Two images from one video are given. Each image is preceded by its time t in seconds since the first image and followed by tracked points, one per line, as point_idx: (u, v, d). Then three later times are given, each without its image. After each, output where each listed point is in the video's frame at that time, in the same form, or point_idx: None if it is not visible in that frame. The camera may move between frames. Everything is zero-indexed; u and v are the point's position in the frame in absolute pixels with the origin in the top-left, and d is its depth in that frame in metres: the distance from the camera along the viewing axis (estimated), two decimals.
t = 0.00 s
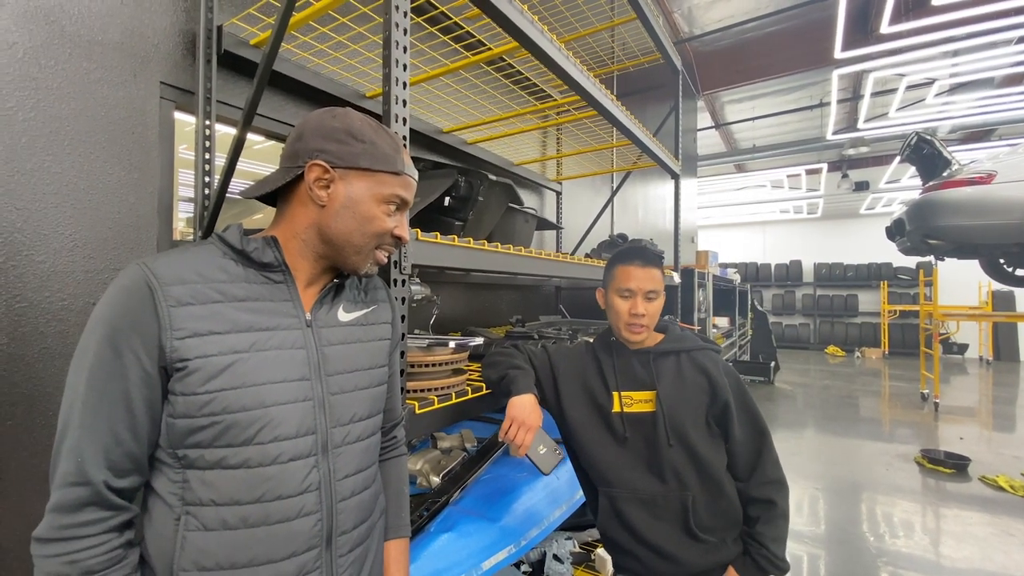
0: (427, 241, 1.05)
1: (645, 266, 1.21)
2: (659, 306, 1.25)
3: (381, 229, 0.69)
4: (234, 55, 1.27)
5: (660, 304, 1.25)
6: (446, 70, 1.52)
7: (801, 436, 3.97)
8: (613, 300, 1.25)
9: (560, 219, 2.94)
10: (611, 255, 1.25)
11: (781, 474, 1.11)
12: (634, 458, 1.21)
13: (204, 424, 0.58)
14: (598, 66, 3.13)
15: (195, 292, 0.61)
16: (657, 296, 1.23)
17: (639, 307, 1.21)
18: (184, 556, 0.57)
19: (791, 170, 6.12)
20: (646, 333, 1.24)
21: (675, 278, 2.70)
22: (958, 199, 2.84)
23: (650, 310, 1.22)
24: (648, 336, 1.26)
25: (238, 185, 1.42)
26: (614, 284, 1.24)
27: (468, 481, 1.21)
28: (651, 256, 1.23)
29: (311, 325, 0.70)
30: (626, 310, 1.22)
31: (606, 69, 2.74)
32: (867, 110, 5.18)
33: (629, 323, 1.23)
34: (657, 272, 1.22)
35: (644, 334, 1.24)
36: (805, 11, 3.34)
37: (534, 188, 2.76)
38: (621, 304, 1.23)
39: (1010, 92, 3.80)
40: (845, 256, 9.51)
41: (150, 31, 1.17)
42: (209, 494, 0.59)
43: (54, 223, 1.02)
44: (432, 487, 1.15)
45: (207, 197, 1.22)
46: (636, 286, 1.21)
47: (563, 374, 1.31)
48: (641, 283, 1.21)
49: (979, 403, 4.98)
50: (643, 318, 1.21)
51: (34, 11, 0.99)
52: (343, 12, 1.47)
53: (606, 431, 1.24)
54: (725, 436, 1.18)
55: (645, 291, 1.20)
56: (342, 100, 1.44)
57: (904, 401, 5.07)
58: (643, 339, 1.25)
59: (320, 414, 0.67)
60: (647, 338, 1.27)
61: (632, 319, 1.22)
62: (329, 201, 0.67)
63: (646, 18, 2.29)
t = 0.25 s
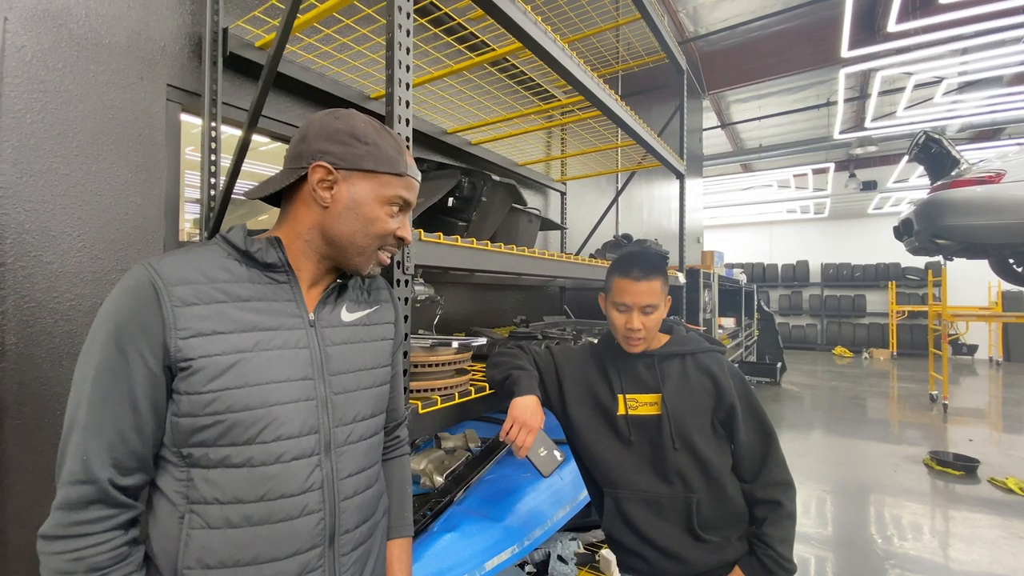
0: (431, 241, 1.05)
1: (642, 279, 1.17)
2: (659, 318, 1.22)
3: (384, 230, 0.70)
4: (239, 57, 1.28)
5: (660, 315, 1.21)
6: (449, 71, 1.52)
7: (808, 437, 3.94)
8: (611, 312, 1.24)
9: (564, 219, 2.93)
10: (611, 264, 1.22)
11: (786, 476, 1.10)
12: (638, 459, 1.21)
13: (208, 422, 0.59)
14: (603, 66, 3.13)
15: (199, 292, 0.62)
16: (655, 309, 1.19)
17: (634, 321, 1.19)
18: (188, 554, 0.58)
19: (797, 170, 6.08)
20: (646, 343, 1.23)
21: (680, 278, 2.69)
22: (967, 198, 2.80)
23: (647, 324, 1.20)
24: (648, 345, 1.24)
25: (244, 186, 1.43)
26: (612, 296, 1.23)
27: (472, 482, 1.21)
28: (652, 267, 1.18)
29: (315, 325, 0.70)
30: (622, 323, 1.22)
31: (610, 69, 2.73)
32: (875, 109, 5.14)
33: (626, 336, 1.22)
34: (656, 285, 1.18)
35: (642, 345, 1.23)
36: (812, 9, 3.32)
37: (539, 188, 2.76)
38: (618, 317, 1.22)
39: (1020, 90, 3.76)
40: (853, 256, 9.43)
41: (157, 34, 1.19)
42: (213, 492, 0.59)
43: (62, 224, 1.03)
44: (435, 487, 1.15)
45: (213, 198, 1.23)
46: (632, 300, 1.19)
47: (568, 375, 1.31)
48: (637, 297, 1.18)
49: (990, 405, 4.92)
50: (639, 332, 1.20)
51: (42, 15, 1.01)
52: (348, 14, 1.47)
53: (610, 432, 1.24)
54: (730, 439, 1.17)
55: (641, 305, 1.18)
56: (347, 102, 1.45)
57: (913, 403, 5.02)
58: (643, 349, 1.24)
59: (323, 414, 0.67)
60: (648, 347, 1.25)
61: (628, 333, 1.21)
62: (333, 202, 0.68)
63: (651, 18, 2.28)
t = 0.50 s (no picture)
0: (435, 242, 1.05)
1: (640, 285, 1.16)
2: (659, 321, 1.21)
3: (388, 232, 0.70)
4: (246, 60, 1.29)
5: (659, 319, 1.21)
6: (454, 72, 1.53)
7: (816, 439, 3.90)
8: (610, 317, 1.24)
9: (570, 219, 2.93)
10: (608, 269, 1.21)
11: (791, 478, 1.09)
12: (643, 460, 1.21)
13: (213, 422, 0.59)
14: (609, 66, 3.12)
15: (205, 292, 0.62)
16: (654, 314, 1.19)
17: (633, 327, 1.19)
18: (193, 552, 0.58)
19: (805, 169, 6.04)
20: (646, 347, 1.23)
21: (686, 279, 2.68)
22: (977, 198, 2.76)
23: (646, 328, 1.19)
24: (649, 349, 1.25)
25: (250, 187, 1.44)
26: (610, 301, 1.22)
27: (477, 482, 1.21)
28: (649, 271, 1.18)
29: (319, 325, 0.71)
30: (621, 328, 1.21)
31: (615, 69, 2.73)
32: (884, 108, 5.10)
33: (626, 341, 1.22)
34: (654, 290, 1.17)
35: (642, 349, 1.23)
36: (819, 8, 3.30)
37: (544, 189, 2.77)
38: (617, 323, 1.22)
39: None
40: (862, 257, 9.35)
41: (165, 37, 1.20)
42: (218, 491, 0.59)
43: (72, 225, 1.05)
44: (440, 487, 1.16)
45: (220, 200, 1.24)
46: (630, 307, 1.19)
47: (571, 376, 1.30)
48: (635, 304, 1.17)
49: (1002, 407, 4.85)
50: (638, 338, 1.20)
51: (52, 19, 1.02)
52: (353, 17, 1.48)
53: (613, 434, 1.24)
54: (733, 440, 1.16)
55: (640, 311, 1.17)
56: (353, 104, 1.45)
57: (923, 404, 4.97)
58: (643, 352, 1.24)
59: (327, 414, 0.67)
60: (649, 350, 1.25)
61: (627, 338, 1.21)
62: (337, 204, 0.68)
63: (656, 18, 2.27)
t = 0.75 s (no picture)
0: (438, 243, 1.04)
1: (639, 288, 1.16)
2: (659, 324, 1.20)
3: (388, 236, 0.70)
4: (251, 63, 1.30)
5: (660, 322, 1.20)
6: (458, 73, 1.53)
7: (826, 441, 3.86)
8: (609, 320, 1.23)
9: (575, 220, 2.93)
10: (607, 272, 1.20)
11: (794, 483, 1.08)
12: (646, 463, 1.20)
13: (212, 424, 0.59)
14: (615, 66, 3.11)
15: (205, 294, 0.62)
16: (654, 317, 1.18)
17: (633, 330, 1.18)
18: (193, 555, 0.58)
19: (814, 169, 5.98)
20: (646, 350, 1.22)
21: (692, 280, 2.66)
22: (989, 198, 2.71)
23: (646, 331, 1.18)
24: (649, 351, 1.24)
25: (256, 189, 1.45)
26: (609, 304, 1.22)
27: (480, 483, 1.20)
28: (649, 273, 1.17)
29: (319, 328, 0.70)
30: (621, 331, 1.20)
31: (621, 69, 2.72)
32: (894, 107, 5.04)
33: (626, 344, 1.21)
34: (654, 293, 1.16)
35: (643, 352, 1.22)
36: (828, 6, 3.27)
37: (550, 190, 2.76)
38: (617, 325, 1.21)
39: None
40: (872, 257, 9.24)
41: (171, 41, 1.21)
42: (217, 494, 0.59)
43: (79, 227, 1.06)
44: (443, 490, 1.15)
45: (226, 202, 1.25)
46: (630, 309, 1.18)
47: (573, 379, 1.30)
48: (635, 306, 1.17)
49: (1016, 409, 4.77)
50: (639, 340, 1.19)
51: (60, 23, 1.03)
52: (358, 19, 1.49)
53: (613, 437, 1.23)
54: (730, 446, 1.14)
55: (640, 313, 1.17)
56: (357, 106, 1.46)
57: (935, 407, 4.90)
58: (643, 355, 1.23)
59: (327, 416, 0.67)
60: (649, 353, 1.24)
61: (627, 341, 1.20)
62: (338, 209, 0.68)
63: (662, 17, 2.26)
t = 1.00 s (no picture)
0: (439, 243, 1.03)
1: (638, 286, 1.15)
2: (660, 324, 1.19)
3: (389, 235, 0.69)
4: (256, 64, 1.30)
5: (660, 322, 1.19)
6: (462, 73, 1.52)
7: (836, 444, 3.80)
8: (609, 320, 1.22)
9: (581, 221, 2.91)
10: (608, 271, 1.19)
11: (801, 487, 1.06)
12: (651, 465, 1.18)
13: (209, 424, 0.59)
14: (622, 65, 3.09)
15: (203, 293, 0.62)
16: (654, 316, 1.17)
17: (633, 329, 1.16)
18: (189, 555, 0.58)
19: (824, 168, 5.92)
20: (647, 350, 1.20)
21: (699, 281, 2.64)
22: (1004, 197, 2.66)
23: (646, 331, 1.17)
24: (650, 353, 1.22)
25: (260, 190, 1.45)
26: (609, 303, 1.21)
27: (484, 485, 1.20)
28: (649, 271, 1.16)
29: (318, 327, 0.70)
30: (621, 331, 1.19)
31: (628, 69, 2.70)
32: (906, 105, 4.97)
33: (626, 344, 1.20)
34: (654, 292, 1.15)
35: (643, 353, 1.20)
36: (838, 4, 3.23)
37: (555, 190, 2.75)
38: (616, 325, 1.20)
39: None
40: (883, 257, 9.13)
41: (176, 42, 1.22)
42: (213, 495, 0.59)
43: (84, 228, 1.07)
44: (447, 491, 1.14)
45: (230, 203, 1.25)
46: (629, 308, 1.17)
47: (577, 380, 1.28)
48: (634, 304, 1.15)
49: None
50: (639, 340, 1.17)
51: (66, 26, 1.04)
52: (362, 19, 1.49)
53: (617, 439, 1.22)
54: (735, 448, 1.12)
55: (639, 312, 1.15)
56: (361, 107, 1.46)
57: (948, 409, 4.82)
58: (644, 356, 1.21)
59: (325, 417, 0.67)
60: (649, 354, 1.23)
61: (627, 341, 1.18)
62: (337, 209, 0.68)
63: (669, 16, 2.24)
